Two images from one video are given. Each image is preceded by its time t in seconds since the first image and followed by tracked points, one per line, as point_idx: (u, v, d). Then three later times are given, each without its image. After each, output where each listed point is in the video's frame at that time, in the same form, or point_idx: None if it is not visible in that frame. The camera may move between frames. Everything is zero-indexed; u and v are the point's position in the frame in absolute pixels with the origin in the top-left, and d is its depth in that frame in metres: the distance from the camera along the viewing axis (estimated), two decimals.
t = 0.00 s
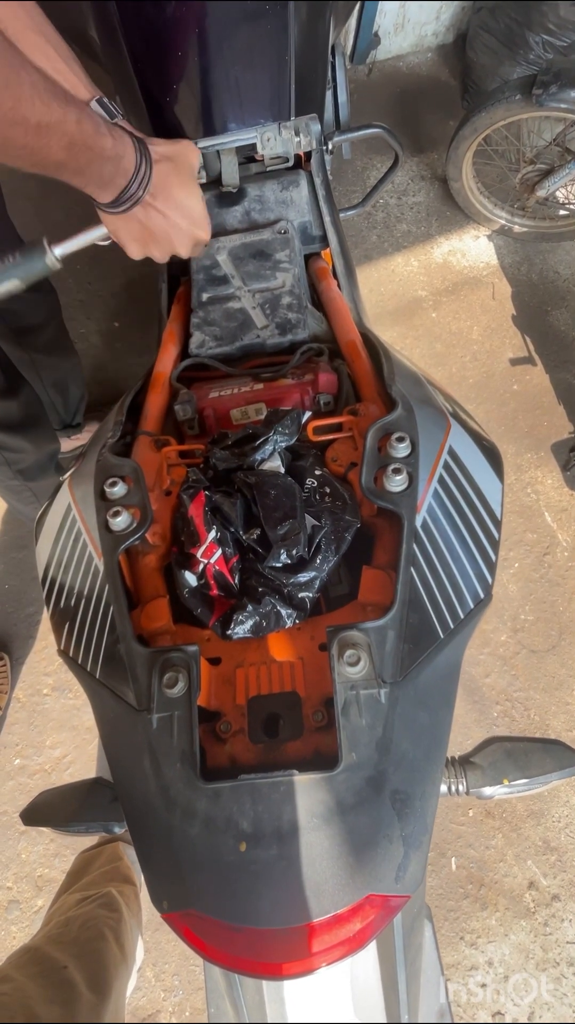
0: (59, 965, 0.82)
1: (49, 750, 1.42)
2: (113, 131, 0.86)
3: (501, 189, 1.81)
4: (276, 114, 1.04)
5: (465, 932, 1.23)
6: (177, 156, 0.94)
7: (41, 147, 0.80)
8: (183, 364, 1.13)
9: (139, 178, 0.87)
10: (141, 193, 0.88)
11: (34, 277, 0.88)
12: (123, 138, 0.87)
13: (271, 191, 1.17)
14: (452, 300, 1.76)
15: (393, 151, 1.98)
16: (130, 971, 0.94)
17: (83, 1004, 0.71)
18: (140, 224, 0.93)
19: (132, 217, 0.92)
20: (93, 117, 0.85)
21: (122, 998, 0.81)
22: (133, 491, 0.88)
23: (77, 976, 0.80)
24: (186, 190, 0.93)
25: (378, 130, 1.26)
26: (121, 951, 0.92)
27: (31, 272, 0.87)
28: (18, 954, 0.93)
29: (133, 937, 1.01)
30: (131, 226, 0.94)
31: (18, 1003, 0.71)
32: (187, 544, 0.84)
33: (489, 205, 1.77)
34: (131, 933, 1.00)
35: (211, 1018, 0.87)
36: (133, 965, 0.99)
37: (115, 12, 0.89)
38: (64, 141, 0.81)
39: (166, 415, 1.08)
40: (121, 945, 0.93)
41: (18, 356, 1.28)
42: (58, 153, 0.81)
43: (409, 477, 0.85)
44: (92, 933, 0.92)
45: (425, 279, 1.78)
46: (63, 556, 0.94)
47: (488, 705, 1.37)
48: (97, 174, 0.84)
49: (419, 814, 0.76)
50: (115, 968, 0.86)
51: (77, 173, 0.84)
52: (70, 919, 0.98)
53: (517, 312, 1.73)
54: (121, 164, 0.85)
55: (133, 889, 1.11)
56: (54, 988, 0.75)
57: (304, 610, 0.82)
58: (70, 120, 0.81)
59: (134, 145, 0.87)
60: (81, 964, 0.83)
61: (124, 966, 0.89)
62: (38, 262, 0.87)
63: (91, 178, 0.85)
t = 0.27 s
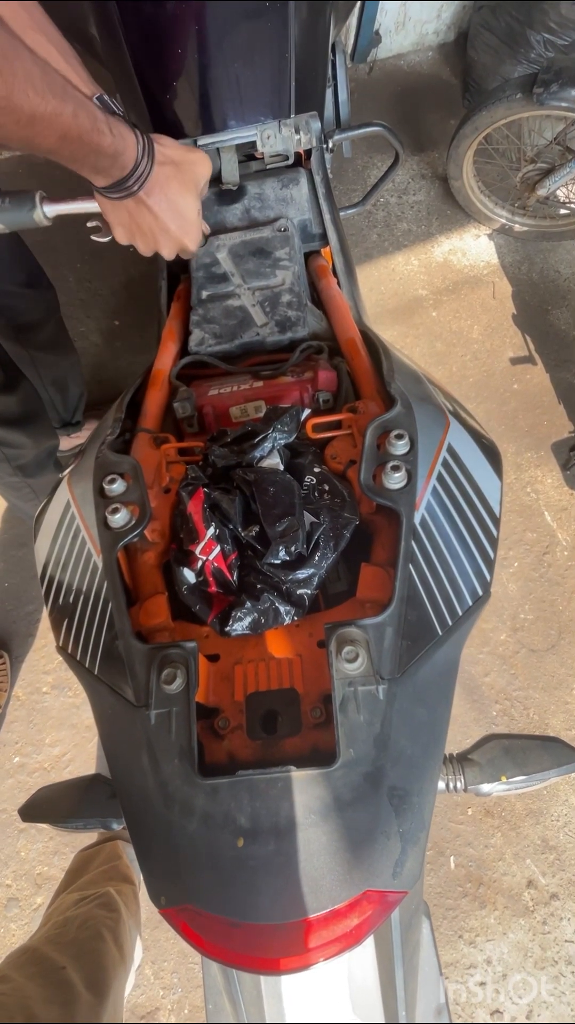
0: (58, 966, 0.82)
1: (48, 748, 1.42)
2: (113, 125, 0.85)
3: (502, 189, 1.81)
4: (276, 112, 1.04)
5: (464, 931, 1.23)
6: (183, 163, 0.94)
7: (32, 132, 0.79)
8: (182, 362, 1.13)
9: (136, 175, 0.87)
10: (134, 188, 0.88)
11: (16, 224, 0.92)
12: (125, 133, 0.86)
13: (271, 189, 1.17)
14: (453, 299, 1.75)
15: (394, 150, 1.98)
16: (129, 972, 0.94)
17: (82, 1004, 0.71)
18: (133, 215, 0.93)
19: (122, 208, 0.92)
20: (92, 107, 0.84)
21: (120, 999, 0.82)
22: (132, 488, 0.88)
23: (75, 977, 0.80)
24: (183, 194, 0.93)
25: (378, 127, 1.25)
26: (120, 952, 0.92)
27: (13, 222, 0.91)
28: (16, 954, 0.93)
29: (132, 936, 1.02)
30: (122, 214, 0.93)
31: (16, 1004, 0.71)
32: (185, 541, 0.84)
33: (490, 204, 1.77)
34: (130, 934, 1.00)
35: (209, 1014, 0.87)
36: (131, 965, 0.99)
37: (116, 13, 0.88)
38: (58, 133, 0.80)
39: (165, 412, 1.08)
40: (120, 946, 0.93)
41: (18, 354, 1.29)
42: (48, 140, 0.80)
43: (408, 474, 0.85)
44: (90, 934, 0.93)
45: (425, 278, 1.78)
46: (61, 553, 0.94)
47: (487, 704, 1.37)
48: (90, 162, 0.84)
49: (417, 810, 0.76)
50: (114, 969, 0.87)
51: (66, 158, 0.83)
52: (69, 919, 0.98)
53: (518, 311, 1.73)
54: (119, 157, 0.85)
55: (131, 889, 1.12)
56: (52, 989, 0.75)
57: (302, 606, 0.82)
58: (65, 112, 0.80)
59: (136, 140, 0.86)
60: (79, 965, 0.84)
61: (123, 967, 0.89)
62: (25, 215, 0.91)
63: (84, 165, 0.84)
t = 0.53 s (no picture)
0: (57, 967, 0.82)
1: (48, 747, 1.41)
2: (107, 113, 0.82)
3: (503, 188, 1.80)
4: (278, 107, 1.04)
5: (464, 931, 1.23)
6: (182, 162, 0.92)
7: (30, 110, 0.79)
8: (183, 359, 1.13)
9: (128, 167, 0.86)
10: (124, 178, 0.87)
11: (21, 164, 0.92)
12: (120, 121, 0.83)
13: (273, 185, 1.17)
14: (454, 298, 1.75)
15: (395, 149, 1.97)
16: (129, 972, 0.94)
17: (82, 1005, 0.71)
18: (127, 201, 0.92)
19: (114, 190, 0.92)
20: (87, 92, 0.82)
21: (121, 999, 0.81)
22: (133, 485, 0.87)
23: (75, 977, 0.79)
24: (177, 191, 0.92)
25: (380, 124, 1.25)
26: (120, 952, 0.92)
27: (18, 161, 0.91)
28: (15, 955, 0.93)
29: (132, 936, 1.01)
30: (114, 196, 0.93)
31: (16, 1005, 0.71)
32: (186, 538, 0.84)
33: (491, 203, 1.77)
34: (130, 935, 1.00)
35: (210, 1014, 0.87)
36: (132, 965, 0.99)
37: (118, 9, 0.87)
38: (47, 117, 0.80)
39: (166, 409, 1.08)
40: (120, 946, 0.93)
41: (18, 353, 1.28)
42: (38, 119, 0.81)
43: (410, 472, 0.84)
44: (90, 934, 0.92)
45: (426, 277, 1.78)
46: (62, 551, 0.94)
47: (488, 703, 1.37)
48: (80, 146, 0.83)
49: (419, 810, 0.75)
50: (114, 970, 0.86)
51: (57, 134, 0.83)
52: (69, 919, 0.98)
53: (519, 310, 1.72)
54: (111, 147, 0.84)
55: (131, 889, 1.11)
56: (52, 990, 0.75)
57: (304, 605, 0.81)
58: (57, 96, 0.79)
59: (133, 131, 0.84)
60: (79, 966, 0.83)
61: (123, 967, 0.89)
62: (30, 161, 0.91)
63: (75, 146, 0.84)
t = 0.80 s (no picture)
0: (58, 967, 0.82)
1: (48, 747, 1.42)
2: (94, 104, 0.81)
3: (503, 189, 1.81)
4: (278, 109, 1.04)
5: (464, 931, 1.23)
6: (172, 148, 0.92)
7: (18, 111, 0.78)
8: (184, 361, 1.13)
9: (125, 157, 0.84)
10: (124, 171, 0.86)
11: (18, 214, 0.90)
12: (109, 113, 0.82)
13: (273, 187, 1.18)
14: (454, 299, 1.75)
15: (396, 150, 1.97)
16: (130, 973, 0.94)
17: (83, 1005, 0.71)
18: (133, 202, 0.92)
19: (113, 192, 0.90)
20: (72, 83, 0.81)
21: (122, 1000, 0.82)
22: (134, 488, 0.88)
23: (76, 978, 0.80)
24: (175, 180, 0.92)
25: (381, 126, 1.25)
26: (120, 952, 0.92)
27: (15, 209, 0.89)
28: (16, 956, 0.93)
29: (133, 937, 1.02)
30: (116, 203, 0.92)
31: (17, 1005, 0.71)
32: (187, 541, 0.84)
33: (492, 204, 1.77)
34: (131, 935, 1.00)
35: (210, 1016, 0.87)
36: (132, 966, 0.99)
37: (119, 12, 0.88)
38: (33, 107, 0.78)
39: (167, 411, 1.08)
40: (121, 947, 0.93)
41: (16, 353, 1.28)
42: (26, 118, 0.79)
43: (410, 474, 0.84)
44: (91, 935, 0.93)
45: (427, 278, 1.78)
46: (63, 553, 0.94)
47: (487, 704, 1.37)
48: (76, 144, 0.82)
49: (419, 813, 0.76)
50: (114, 970, 0.87)
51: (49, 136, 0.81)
52: (70, 919, 0.98)
53: (519, 311, 1.73)
54: (106, 139, 0.82)
55: (132, 889, 1.11)
56: (53, 990, 0.75)
57: (304, 608, 0.82)
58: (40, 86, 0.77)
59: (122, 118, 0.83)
60: (80, 966, 0.84)
61: (124, 968, 0.89)
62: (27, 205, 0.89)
63: (70, 148, 0.82)
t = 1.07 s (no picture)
0: (59, 967, 0.82)
1: (48, 748, 1.41)
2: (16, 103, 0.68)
3: (503, 188, 1.80)
4: (278, 110, 1.04)
5: (463, 932, 1.23)
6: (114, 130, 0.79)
7: None
8: (184, 362, 1.13)
9: (64, 159, 0.73)
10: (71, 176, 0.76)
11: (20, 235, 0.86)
12: (34, 111, 0.70)
13: (274, 188, 1.17)
14: (454, 299, 1.75)
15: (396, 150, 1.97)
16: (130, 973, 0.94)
17: (83, 1005, 0.71)
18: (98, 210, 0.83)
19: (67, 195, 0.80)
20: None
21: (122, 999, 0.82)
22: (133, 491, 0.87)
23: (76, 978, 0.80)
24: (126, 171, 0.80)
25: (381, 127, 1.25)
26: (121, 952, 0.92)
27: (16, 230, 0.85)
28: (16, 956, 0.93)
29: (133, 937, 1.01)
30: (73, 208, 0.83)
31: (17, 1004, 0.71)
32: (187, 544, 0.84)
33: (492, 204, 1.77)
34: (131, 936, 1.00)
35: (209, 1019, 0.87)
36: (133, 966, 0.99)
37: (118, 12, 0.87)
38: None
39: (167, 413, 1.08)
40: (121, 947, 0.93)
41: (11, 354, 1.27)
42: None
43: (411, 477, 0.84)
44: (91, 935, 0.92)
45: (427, 278, 1.78)
46: (62, 555, 0.94)
47: (487, 704, 1.37)
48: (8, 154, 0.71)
49: (419, 818, 0.75)
50: (115, 970, 0.87)
51: None
52: (70, 920, 0.98)
53: (519, 311, 1.72)
54: (38, 143, 0.71)
55: (132, 889, 1.11)
56: (53, 990, 0.75)
57: (305, 611, 0.82)
58: None
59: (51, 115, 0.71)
60: (80, 966, 0.84)
61: (124, 968, 0.89)
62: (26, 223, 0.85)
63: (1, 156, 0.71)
